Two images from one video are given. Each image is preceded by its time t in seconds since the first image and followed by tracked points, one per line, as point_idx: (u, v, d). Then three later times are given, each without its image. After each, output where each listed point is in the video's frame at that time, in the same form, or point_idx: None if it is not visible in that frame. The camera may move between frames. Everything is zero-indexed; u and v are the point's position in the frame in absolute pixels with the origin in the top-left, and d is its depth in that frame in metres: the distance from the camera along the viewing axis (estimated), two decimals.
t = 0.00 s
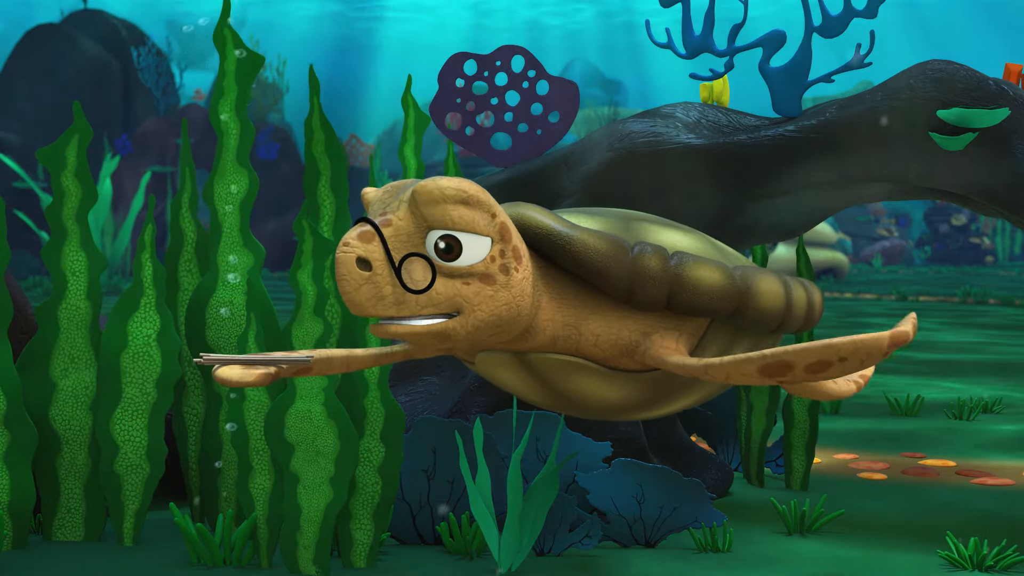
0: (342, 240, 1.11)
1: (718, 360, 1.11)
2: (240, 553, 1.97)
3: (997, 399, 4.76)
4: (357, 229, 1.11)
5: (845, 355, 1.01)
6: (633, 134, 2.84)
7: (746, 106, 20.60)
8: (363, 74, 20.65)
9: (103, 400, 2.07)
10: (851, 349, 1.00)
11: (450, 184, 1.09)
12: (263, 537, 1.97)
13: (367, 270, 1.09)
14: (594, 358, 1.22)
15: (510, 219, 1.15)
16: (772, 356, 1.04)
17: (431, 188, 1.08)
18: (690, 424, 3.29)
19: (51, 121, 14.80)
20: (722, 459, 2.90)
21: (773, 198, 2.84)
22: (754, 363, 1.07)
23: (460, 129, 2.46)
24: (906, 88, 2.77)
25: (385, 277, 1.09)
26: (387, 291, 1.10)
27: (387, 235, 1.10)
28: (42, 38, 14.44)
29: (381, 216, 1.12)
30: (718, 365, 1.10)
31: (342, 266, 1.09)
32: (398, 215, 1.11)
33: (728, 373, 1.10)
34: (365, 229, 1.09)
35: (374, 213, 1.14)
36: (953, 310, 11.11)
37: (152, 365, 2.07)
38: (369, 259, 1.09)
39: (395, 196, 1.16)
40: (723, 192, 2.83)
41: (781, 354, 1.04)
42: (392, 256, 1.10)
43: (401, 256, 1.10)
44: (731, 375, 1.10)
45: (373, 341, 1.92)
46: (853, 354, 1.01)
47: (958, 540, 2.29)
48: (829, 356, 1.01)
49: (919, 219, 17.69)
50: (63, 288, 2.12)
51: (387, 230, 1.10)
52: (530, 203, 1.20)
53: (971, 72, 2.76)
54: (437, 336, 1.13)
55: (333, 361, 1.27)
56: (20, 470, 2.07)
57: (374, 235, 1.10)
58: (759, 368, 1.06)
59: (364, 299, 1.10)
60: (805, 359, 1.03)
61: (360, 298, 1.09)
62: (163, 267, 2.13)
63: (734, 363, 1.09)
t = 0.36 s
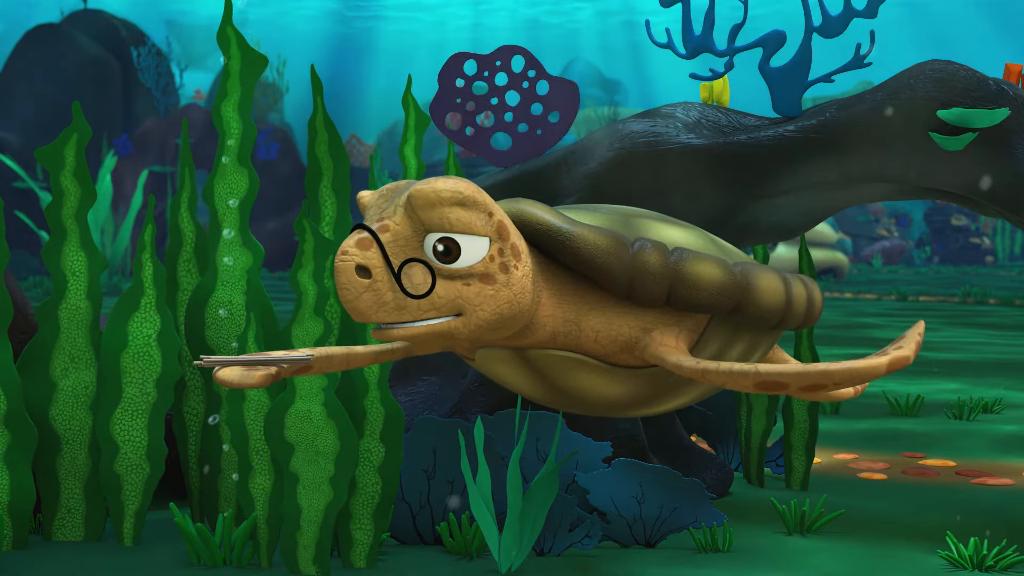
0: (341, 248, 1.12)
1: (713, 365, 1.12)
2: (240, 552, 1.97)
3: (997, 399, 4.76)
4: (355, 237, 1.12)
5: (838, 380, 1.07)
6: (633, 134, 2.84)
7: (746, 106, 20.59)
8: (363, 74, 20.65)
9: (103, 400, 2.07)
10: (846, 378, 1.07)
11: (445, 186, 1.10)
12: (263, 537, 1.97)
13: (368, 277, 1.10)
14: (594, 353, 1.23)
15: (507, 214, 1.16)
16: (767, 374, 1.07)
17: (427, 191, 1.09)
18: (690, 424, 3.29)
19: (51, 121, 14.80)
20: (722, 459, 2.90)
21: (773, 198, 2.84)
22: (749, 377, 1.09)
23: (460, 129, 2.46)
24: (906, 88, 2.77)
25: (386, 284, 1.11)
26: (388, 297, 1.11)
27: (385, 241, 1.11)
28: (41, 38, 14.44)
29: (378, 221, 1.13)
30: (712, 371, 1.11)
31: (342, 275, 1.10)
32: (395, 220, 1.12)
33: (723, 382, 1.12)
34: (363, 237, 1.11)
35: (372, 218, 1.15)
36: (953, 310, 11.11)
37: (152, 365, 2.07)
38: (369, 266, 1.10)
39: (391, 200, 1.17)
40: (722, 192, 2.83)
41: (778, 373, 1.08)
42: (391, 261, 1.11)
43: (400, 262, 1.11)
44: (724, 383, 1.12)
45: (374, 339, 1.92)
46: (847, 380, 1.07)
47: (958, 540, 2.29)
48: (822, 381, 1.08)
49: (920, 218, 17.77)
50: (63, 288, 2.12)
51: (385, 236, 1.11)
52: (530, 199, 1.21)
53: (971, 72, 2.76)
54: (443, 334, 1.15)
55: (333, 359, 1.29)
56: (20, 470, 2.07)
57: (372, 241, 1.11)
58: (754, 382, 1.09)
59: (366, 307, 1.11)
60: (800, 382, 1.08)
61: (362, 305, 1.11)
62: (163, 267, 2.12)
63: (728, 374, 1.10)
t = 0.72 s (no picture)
0: (343, 217, 1.12)
1: (708, 367, 1.14)
2: (240, 553, 1.97)
3: (997, 399, 4.76)
4: (359, 207, 1.12)
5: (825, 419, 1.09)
6: (633, 134, 2.84)
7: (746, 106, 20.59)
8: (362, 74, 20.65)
9: (103, 400, 2.07)
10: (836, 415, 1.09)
11: (453, 164, 1.10)
12: (263, 537, 1.97)
13: (368, 247, 1.10)
14: (594, 343, 1.23)
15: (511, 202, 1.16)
16: (756, 393, 1.10)
17: (434, 166, 1.09)
18: (690, 424, 3.29)
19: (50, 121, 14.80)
20: (722, 459, 2.90)
21: (772, 198, 2.84)
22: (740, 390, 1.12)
23: (460, 129, 2.46)
24: (905, 87, 2.77)
25: (385, 255, 1.10)
26: (387, 269, 1.11)
27: (388, 214, 1.11)
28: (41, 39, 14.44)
29: (383, 194, 1.13)
30: (707, 373, 1.14)
31: (342, 242, 1.10)
32: (400, 194, 1.12)
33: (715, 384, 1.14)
34: (367, 207, 1.11)
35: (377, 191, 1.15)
36: (952, 310, 11.10)
37: (152, 365, 2.07)
38: (370, 236, 1.10)
39: (398, 175, 1.17)
40: (722, 191, 2.83)
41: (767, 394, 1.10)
42: (392, 234, 1.11)
43: (401, 235, 1.11)
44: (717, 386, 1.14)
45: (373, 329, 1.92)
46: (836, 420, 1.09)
47: (958, 540, 2.29)
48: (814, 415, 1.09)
49: (920, 218, 18.01)
50: (63, 288, 2.12)
51: (389, 208, 1.11)
52: (530, 188, 1.21)
53: (971, 72, 2.76)
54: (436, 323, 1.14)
55: (333, 352, 1.30)
56: (19, 470, 2.07)
57: (376, 213, 1.11)
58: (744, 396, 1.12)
59: (363, 276, 1.10)
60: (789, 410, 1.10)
61: (359, 274, 1.10)
62: (163, 267, 2.12)
63: (719, 379, 1.13)
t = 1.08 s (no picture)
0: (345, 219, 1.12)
1: (703, 365, 1.15)
2: (240, 552, 1.97)
3: (997, 399, 4.76)
4: (360, 208, 1.12)
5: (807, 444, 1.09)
6: (633, 134, 2.84)
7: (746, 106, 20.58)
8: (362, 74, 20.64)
9: (103, 400, 2.07)
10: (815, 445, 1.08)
11: (451, 160, 1.10)
12: (263, 536, 1.97)
13: (371, 249, 1.11)
14: (594, 332, 1.23)
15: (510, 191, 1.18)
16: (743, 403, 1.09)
17: (432, 164, 1.09)
18: (690, 424, 3.29)
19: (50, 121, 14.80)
20: (722, 459, 2.89)
21: (773, 198, 2.83)
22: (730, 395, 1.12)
23: (460, 129, 2.47)
24: (906, 87, 2.77)
25: (388, 257, 1.11)
26: (391, 270, 1.12)
27: (389, 214, 1.11)
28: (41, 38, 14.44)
29: (383, 194, 1.14)
30: (701, 370, 1.14)
31: (345, 245, 1.11)
32: (401, 192, 1.13)
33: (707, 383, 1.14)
34: (368, 208, 1.11)
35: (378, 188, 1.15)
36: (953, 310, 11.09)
37: (152, 365, 2.08)
38: (372, 238, 1.11)
39: (397, 173, 1.17)
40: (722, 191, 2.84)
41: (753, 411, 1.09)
42: (395, 235, 1.11)
43: (403, 235, 1.12)
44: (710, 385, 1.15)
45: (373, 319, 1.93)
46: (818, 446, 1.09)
47: (958, 541, 2.29)
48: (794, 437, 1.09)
49: (919, 218, 18.56)
50: (63, 288, 2.12)
51: (390, 209, 1.12)
52: (531, 178, 1.22)
53: (971, 71, 2.76)
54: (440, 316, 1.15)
55: (334, 342, 1.30)
56: (20, 471, 2.07)
57: (377, 213, 1.11)
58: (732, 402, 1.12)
59: (368, 278, 1.12)
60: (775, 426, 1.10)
61: (364, 276, 1.12)
62: (163, 267, 2.12)
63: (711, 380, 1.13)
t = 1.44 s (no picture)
0: (400, 251, 1.07)
1: (701, 358, 1.15)
2: (240, 552, 1.97)
3: (997, 400, 4.76)
4: (412, 237, 1.07)
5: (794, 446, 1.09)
6: (634, 134, 2.84)
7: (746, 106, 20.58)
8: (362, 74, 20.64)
9: (103, 400, 2.07)
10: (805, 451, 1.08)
11: (491, 174, 1.08)
12: (262, 536, 1.97)
13: (435, 277, 1.07)
14: (594, 323, 1.24)
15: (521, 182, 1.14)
16: (736, 399, 1.09)
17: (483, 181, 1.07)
18: (690, 424, 3.29)
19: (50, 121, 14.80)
20: (722, 460, 2.89)
21: (773, 198, 2.83)
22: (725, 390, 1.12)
23: (460, 129, 2.47)
24: (906, 87, 2.76)
25: (450, 282, 1.08)
26: (453, 294, 1.09)
27: (444, 238, 1.08)
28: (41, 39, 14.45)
29: (425, 216, 1.08)
30: (699, 364, 1.15)
31: (411, 280, 1.06)
32: (447, 213, 1.08)
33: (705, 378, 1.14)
34: (424, 236, 1.07)
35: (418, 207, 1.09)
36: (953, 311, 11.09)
37: (152, 365, 2.07)
38: (435, 266, 1.07)
39: (427, 187, 1.11)
40: (722, 191, 2.83)
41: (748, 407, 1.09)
42: (453, 259, 1.08)
43: (461, 258, 1.09)
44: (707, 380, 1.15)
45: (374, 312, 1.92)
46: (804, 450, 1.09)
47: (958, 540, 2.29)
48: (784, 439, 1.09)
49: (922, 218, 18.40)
50: (63, 288, 2.12)
51: (443, 232, 1.07)
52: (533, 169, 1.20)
53: (970, 71, 2.76)
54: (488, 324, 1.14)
55: (334, 334, 1.30)
56: (20, 471, 2.07)
57: (434, 240, 1.07)
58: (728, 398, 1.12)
59: (435, 308, 1.08)
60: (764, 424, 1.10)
61: (430, 306, 1.08)
62: (163, 267, 2.12)
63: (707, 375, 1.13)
